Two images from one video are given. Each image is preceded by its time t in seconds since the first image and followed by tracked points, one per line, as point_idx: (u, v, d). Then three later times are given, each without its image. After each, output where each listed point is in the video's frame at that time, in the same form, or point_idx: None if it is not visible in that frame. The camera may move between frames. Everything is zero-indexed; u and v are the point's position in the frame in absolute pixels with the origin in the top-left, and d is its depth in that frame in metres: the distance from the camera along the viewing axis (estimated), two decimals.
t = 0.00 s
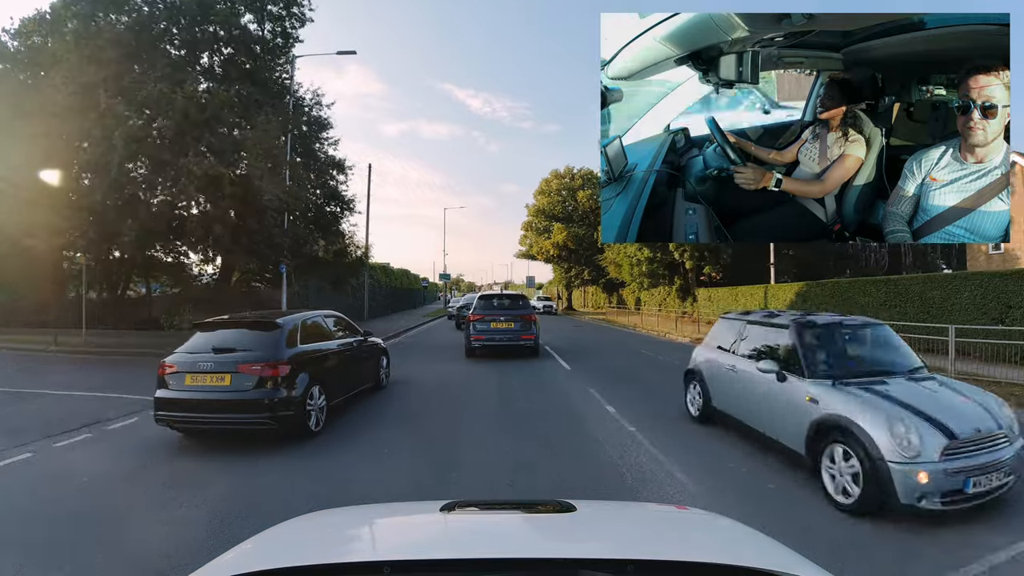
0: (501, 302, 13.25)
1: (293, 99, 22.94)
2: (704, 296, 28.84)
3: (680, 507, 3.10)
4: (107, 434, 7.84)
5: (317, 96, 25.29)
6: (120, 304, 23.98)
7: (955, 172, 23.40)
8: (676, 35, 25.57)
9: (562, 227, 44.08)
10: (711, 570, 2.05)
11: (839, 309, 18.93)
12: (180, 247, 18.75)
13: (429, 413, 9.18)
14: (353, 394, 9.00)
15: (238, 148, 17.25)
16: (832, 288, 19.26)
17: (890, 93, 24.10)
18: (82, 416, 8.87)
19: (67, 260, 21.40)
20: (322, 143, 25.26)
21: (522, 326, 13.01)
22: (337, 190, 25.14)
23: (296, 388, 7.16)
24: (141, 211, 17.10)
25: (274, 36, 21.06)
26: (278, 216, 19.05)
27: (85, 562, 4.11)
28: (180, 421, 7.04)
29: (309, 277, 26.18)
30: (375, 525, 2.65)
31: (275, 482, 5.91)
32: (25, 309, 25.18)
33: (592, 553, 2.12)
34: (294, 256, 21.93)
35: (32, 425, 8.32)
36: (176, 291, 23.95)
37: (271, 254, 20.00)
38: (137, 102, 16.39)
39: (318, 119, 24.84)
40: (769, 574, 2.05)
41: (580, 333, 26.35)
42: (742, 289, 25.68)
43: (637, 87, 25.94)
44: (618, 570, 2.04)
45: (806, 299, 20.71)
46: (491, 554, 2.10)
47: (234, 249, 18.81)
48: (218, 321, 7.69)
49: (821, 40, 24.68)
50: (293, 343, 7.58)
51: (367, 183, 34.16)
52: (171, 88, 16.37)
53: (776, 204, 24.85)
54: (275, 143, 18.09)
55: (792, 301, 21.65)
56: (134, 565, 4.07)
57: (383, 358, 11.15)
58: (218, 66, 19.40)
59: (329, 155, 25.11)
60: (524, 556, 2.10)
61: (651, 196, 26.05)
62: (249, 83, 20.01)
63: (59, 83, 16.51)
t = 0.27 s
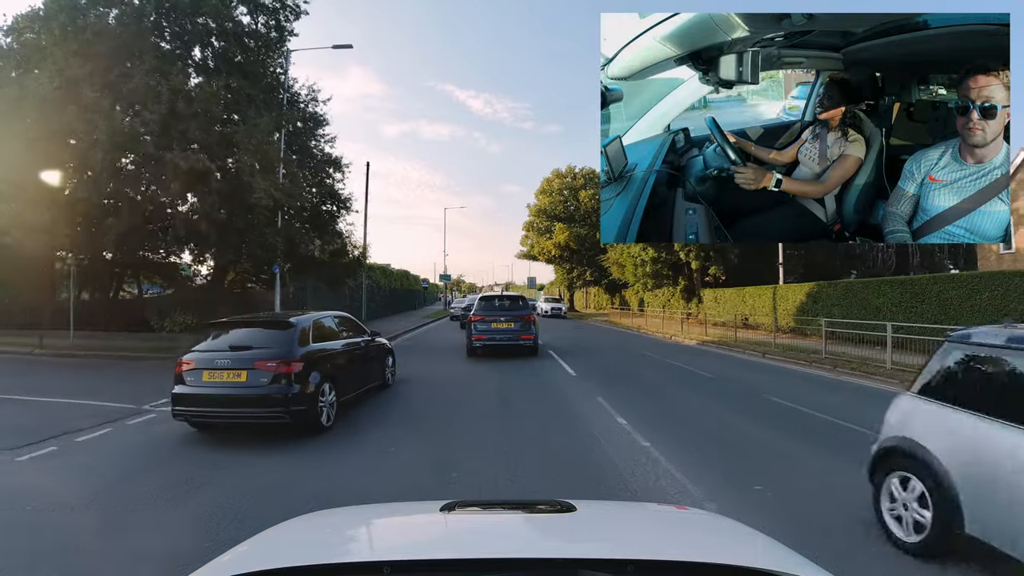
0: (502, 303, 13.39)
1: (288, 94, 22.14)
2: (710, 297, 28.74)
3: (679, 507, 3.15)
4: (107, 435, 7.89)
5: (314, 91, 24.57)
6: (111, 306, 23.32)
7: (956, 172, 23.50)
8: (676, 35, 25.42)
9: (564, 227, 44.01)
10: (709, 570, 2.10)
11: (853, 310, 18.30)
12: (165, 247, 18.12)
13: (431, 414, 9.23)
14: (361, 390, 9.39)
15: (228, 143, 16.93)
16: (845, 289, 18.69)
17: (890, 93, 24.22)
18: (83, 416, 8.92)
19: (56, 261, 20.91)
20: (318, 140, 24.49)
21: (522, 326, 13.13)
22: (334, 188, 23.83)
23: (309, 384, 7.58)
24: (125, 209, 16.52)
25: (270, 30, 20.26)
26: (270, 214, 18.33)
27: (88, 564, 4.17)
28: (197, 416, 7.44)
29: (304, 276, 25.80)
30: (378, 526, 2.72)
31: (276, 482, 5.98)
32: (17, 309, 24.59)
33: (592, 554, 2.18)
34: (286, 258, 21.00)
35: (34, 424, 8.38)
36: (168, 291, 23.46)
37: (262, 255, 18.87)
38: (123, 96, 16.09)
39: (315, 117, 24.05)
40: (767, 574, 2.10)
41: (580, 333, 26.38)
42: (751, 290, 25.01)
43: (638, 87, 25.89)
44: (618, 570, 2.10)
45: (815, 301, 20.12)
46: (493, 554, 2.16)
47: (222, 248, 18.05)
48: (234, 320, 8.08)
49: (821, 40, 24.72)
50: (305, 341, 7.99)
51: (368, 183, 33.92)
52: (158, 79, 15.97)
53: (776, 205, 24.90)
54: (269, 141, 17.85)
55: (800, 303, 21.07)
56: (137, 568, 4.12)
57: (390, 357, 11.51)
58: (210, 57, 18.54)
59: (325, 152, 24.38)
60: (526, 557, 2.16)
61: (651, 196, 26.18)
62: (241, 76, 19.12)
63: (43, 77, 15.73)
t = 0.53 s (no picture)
0: (502, 303, 13.52)
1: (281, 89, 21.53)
2: (716, 297, 28.58)
3: (678, 507, 3.23)
4: (109, 437, 7.97)
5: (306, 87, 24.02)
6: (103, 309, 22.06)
7: (956, 171, 23.50)
8: (676, 34, 25.49)
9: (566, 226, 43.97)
10: (707, 570, 2.17)
11: (868, 310, 17.91)
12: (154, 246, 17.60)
13: (433, 414, 9.29)
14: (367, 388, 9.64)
15: (218, 137, 16.47)
16: (860, 289, 18.30)
17: (890, 93, 24.25)
18: (85, 418, 8.98)
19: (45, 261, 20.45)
20: (311, 137, 23.90)
21: (522, 326, 13.30)
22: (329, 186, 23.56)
23: (317, 381, 7.83)
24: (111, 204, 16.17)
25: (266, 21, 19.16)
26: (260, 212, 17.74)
27: (95, 563, 4.25)
28: (207, 413, 7.65)
29: (299, 276, 25.34)
30: (380, 525, 2.80)
31: (280, 482, 6.06)
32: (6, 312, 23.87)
33: (592, 554, 2.25)
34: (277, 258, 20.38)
35: (36, 427, 8.44)
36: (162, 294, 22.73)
37: (249, 252, 18.34)
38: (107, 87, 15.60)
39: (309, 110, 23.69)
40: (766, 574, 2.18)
41: (580, 333, 26.41)
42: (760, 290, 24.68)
43: (637, 87, 26.17)
44: (618, 570, 2.17)
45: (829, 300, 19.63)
46: (493, 554, 2.23)
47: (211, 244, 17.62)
48: (242, 321, 8.30)
49: (821, 40, 24.81)
50: (313, 341, 8.25)
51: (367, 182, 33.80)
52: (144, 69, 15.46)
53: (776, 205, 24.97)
54: (258, 137, 17.02)
55: (813, 303, 20.61)
56: (143, 567, 4.18)
57: (394, 356, 11.71)
58: (193, 49, 17.06)
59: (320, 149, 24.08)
60: (528, 556, 2.23)
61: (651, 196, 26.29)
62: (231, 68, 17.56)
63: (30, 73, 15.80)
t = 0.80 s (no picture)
0: (502, 303, 13.50)
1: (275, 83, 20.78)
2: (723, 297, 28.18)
3: (677, 507, 3.31)
4: (110, 437, 8.02)
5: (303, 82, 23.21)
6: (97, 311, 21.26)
7: (956, 171, 23.42)
8: (676, 35, 25.74)
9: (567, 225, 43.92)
10: (706, 569, 2.25)
11: (885, 310, 17.39)
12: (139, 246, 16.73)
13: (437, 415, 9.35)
14: (371, 388, 9.73)
15: (204, 130, 15.42)
16: (875, 288, 17.81)
17: (890, 94, 24.30)
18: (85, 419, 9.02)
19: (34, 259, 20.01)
20: (306, 132, 23.01)
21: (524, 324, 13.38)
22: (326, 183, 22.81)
23: (323, 380, 7.93)
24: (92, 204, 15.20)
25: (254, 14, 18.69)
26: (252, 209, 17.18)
27: (98, 564, 4.30)
28: (215, 411, 7.75)
29: (293, 277, 24.80)
30: (381, 526, 2.87)
31: (282, 482, 6.13)
32: None
33: (592, 554, 2.33)
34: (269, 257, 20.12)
35: (37, 428, 8.49)
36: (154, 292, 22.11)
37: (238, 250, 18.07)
38: (92, 79, 14.94)
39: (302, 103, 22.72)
40: (767, 574, 2.26)
41: (581, 334, 26.41)
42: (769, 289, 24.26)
43: (637, 87, 26.35)
44: (618, 570, 2.25)
45: (842, 300, 19.23)
46: (491, 554, 2.31)
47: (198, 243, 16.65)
48: (251, 321, 8.44)
49: (821, 40, 24.91)
50: (319, 340, 8.36)
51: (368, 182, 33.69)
52: (128, 58, 14.68)
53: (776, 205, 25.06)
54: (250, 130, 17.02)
55: (825, 303, 20.19)
56: (143, 567, 4.24)
57: (398, 358, 11.82)
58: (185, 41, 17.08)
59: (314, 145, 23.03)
60: (532, 556, 2.30)
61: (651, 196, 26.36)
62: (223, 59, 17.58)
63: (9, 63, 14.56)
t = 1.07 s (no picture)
0: (503, 302, 13.52)
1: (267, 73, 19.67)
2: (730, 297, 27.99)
3: (675, 507, 3.47)
4: (115, 437, 8.16)
5: (300, 75, 21.90)
6: (88, 311, 21.41)
7: (956, 172, 23.57)
8: (676, 35, 25.80)
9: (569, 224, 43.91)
10: (702, 569, 2.39)
11: (900, 312, 16.94)
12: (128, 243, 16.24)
13: (442, 415, 9.48)
14: (373, 387, 9.90)
15: (189, 121, 14.97)
16: (890, 288, 17.38)
17: (890, 94, 24.45)
18: (90, 418, 9.14)
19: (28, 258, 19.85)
20: (300, 127, 21.61)
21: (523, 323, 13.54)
22: (322, 179, 21.83)
23: (328, 379, 8.14)
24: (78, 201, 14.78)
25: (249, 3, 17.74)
26: (242, 205, 16.96)
27: (112, 564, 4.45)
28: (220, 411, 7.93)
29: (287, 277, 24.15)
30: (384, 526, 3.02)
31: (289, 483, 6.28)
32: None
33: (592, 555, 2.47)
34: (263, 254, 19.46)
35: (42, 427, 8.61)
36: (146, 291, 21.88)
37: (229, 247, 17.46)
38: (73, 68, 14.05)
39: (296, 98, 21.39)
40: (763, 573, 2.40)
41: (580, 334, 26.50)
42: (778, 288, 23.90)
43: (637, 87, 26.46)
44: (618, 570, 2.39)
45: (856, 301, 18.74)
46: (493, 554, 2.45)
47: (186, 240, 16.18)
48: (255, 321, 8.58)
49: (821, 40, 25.06)
50: (323, 340, 8.53)
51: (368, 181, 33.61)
52: (111, 48, 13.77)
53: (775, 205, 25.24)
54: (240, 123, 16.35)
55: (838, 304, 19.71)
56: (155, 567, 4.38)
57: (401, 357, 12.00)
58: (175, 32, 16.06)
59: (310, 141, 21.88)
60: (534, 556, 2.45)
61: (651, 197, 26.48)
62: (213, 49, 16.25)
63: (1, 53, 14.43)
